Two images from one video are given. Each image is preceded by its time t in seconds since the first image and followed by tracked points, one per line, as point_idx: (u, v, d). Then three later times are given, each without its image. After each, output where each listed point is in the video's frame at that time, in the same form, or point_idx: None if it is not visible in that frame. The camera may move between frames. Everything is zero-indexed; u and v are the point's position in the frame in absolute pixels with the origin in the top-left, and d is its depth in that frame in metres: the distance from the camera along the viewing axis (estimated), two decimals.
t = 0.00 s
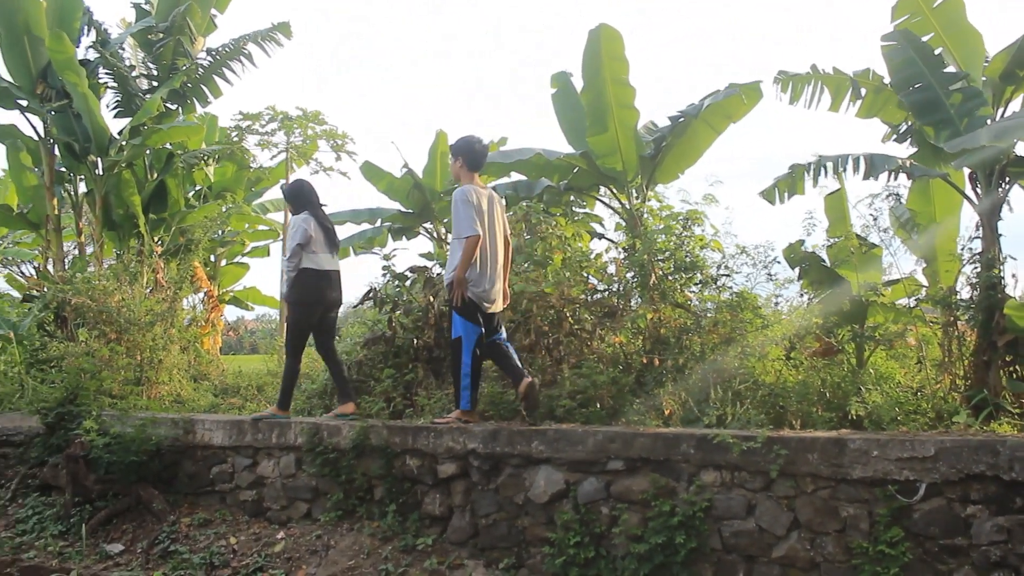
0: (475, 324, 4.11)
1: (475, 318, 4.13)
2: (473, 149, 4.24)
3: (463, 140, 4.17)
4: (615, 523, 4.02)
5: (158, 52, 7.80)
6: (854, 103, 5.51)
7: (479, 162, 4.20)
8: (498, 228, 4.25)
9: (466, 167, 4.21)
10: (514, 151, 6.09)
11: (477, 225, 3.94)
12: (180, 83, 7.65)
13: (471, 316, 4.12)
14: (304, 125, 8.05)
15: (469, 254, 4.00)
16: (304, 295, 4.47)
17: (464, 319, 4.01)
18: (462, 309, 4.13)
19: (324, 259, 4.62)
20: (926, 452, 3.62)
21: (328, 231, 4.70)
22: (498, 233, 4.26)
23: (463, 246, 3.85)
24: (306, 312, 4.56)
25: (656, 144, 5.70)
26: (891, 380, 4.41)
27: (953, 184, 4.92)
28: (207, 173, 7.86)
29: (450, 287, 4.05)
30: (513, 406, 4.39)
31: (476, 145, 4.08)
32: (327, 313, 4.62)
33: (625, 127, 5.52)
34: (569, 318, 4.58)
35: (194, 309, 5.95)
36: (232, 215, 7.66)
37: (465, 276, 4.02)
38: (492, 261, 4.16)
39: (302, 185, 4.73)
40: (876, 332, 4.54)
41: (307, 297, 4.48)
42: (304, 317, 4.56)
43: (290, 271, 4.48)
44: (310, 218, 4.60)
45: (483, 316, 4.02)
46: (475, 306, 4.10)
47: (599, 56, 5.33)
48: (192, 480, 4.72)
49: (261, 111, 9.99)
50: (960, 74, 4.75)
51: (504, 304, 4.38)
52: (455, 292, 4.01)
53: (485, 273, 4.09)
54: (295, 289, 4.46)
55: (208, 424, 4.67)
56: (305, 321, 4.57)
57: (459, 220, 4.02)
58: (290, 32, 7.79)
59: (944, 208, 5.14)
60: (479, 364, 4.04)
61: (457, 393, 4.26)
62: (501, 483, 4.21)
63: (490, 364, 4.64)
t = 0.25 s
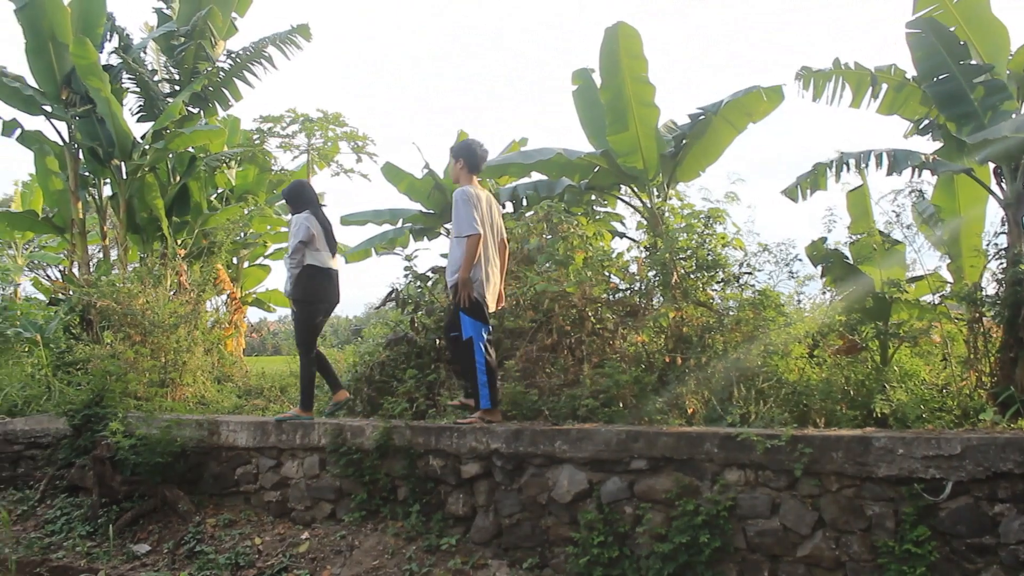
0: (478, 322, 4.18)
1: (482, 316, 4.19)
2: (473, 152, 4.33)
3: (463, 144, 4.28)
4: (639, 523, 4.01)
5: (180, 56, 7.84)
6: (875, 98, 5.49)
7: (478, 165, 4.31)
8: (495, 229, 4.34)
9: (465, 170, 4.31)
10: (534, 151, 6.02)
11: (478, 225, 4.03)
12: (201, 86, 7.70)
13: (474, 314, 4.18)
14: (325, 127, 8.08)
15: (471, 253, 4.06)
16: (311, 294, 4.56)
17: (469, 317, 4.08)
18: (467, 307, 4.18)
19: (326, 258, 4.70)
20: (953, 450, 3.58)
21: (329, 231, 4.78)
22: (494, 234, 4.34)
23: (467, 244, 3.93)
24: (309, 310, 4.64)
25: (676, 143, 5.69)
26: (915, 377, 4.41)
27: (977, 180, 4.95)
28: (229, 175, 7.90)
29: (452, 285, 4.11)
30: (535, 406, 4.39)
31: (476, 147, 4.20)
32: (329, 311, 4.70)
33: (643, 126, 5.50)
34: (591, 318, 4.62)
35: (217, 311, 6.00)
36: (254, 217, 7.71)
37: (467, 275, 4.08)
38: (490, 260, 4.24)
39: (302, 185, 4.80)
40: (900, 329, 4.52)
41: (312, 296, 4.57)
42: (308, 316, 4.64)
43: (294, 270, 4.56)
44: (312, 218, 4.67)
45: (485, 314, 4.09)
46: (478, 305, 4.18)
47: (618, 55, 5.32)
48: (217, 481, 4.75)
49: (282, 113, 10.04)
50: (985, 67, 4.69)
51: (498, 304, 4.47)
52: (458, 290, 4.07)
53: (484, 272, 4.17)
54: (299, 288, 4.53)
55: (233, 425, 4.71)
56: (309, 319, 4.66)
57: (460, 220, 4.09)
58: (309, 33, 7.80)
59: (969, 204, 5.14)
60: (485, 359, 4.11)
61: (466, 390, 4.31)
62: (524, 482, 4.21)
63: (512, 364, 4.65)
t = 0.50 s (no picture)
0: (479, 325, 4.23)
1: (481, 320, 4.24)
2: (473, 162, 4.43)
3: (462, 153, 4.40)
4: (659, 523, 4.00)
5: (199, 60, 7.89)
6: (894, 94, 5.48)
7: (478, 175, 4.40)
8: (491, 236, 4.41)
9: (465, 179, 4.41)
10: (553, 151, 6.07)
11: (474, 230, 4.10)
12: (220, 89, 7.74)
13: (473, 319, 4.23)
14: (342, 128, 8.11)
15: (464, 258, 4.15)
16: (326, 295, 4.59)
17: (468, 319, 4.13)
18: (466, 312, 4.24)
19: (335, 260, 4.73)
20: (975, 448, 3.56)
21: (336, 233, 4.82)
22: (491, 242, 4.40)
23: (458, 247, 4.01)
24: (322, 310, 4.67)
25: (694, 142, 5.67)
26: (936, 376, 4.33)
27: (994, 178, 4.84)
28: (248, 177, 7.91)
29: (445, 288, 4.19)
30: (554, 406, 4.39)
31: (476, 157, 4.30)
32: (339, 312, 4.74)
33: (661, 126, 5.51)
34: (610, 317, 4.62)
35: (236, 312, 6.04)
36: (273, 219, 7.75)
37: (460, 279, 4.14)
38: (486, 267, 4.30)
39: (309, 189, 4.84)
40: (921, 327, 4.50)
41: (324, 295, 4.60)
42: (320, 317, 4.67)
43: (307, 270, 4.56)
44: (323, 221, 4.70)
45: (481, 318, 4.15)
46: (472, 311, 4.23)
47: (635, 55, 5.33)
48: (238, 481, 4.78)
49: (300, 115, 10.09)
50: (1006, 61, 4.66)
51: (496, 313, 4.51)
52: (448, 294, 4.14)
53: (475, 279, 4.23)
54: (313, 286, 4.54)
55: (253, 426, 4.73)
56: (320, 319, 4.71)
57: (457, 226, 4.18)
58: (326, 35, 7.82)
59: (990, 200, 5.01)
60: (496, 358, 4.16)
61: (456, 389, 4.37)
62: (544, 482, 4.21)
63: (531, 364, 4.66)
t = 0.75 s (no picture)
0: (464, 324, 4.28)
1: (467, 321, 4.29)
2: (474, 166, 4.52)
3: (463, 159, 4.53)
4: (683, 523, 3.98)
5: (223, 62, 7.95)
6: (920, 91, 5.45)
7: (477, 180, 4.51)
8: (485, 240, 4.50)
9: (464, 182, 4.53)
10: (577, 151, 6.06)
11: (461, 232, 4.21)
12: (244, 91, 7.78)
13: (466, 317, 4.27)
14: (365, 129, 8.13)
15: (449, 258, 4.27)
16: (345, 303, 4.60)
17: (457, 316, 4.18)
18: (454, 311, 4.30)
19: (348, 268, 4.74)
20: (1003, 450, 3.51)
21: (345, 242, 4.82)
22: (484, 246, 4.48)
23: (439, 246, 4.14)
24: (338, 318, 4.66)
25: (717, 142, 5.67)
26: (964, 376, 4.27)
27: (1019, 172, 4.75)
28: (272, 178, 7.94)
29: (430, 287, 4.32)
30: (578, 406, 4.39)
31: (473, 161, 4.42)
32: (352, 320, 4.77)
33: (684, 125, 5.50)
34: (634, 317, 4.61)
35: (260, 313, 6.10)
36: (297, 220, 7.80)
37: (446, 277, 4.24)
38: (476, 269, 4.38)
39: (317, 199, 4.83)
40: (948, 327, 4.44)
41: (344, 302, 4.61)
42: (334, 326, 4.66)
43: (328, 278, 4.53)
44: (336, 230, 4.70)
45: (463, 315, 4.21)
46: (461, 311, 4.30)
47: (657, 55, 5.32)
48: (263, 481, 4.81)
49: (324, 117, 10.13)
50: None
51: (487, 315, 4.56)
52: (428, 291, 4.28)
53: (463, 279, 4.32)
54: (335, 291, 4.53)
55: (278, 426, 4.76)
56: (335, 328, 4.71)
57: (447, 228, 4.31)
58: (349, 36, 7.83)
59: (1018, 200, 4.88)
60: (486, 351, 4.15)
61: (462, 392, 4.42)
62: (567, 483, 4.21)
63: (555, 365, 4.65)
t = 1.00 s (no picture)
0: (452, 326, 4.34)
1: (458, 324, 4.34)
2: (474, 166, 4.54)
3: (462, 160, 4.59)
4: (704, 524, 3.96)
5: (244, 64, 8.01)
6: (943, 89, 5.41)
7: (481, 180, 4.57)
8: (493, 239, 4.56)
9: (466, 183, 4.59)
10: (597, 149, 6.02)
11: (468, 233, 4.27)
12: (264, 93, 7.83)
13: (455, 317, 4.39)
14: (385, 130, 8.15)
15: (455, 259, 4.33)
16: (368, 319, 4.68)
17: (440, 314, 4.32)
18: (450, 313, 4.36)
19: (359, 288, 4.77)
20: None
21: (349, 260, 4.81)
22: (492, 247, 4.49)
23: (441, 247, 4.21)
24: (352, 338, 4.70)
25: (738, 140, 5.64)
26: (988, 376, 4.21)
27: None
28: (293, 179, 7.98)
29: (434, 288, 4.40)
30: (598, 406, 4.38)
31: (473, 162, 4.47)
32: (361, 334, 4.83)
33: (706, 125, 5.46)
34: (654, 318, 4.59)
35: (280, 313, 6.14)
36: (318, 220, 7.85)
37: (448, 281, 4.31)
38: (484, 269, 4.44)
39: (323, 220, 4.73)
40: (971, 327, 4.40)
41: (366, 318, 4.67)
42: (352, 341, 4.72)
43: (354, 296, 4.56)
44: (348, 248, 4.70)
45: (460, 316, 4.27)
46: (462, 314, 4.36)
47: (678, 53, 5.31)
48: (284, 481, 4.83)
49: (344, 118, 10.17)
50: None
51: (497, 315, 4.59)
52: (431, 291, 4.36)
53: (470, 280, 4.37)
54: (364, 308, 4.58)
55: (299, 426, 4.79)
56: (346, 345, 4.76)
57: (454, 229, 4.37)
58: (369, 38, 7.84)
59: None
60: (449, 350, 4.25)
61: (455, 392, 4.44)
62: (588, 483, 4.21)
63: (575, 365, 4.65)
